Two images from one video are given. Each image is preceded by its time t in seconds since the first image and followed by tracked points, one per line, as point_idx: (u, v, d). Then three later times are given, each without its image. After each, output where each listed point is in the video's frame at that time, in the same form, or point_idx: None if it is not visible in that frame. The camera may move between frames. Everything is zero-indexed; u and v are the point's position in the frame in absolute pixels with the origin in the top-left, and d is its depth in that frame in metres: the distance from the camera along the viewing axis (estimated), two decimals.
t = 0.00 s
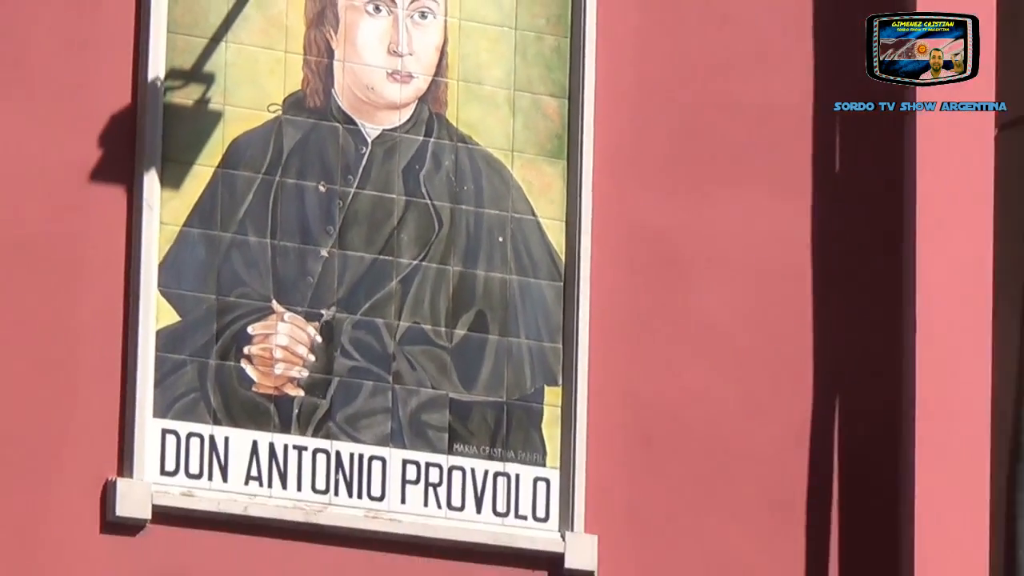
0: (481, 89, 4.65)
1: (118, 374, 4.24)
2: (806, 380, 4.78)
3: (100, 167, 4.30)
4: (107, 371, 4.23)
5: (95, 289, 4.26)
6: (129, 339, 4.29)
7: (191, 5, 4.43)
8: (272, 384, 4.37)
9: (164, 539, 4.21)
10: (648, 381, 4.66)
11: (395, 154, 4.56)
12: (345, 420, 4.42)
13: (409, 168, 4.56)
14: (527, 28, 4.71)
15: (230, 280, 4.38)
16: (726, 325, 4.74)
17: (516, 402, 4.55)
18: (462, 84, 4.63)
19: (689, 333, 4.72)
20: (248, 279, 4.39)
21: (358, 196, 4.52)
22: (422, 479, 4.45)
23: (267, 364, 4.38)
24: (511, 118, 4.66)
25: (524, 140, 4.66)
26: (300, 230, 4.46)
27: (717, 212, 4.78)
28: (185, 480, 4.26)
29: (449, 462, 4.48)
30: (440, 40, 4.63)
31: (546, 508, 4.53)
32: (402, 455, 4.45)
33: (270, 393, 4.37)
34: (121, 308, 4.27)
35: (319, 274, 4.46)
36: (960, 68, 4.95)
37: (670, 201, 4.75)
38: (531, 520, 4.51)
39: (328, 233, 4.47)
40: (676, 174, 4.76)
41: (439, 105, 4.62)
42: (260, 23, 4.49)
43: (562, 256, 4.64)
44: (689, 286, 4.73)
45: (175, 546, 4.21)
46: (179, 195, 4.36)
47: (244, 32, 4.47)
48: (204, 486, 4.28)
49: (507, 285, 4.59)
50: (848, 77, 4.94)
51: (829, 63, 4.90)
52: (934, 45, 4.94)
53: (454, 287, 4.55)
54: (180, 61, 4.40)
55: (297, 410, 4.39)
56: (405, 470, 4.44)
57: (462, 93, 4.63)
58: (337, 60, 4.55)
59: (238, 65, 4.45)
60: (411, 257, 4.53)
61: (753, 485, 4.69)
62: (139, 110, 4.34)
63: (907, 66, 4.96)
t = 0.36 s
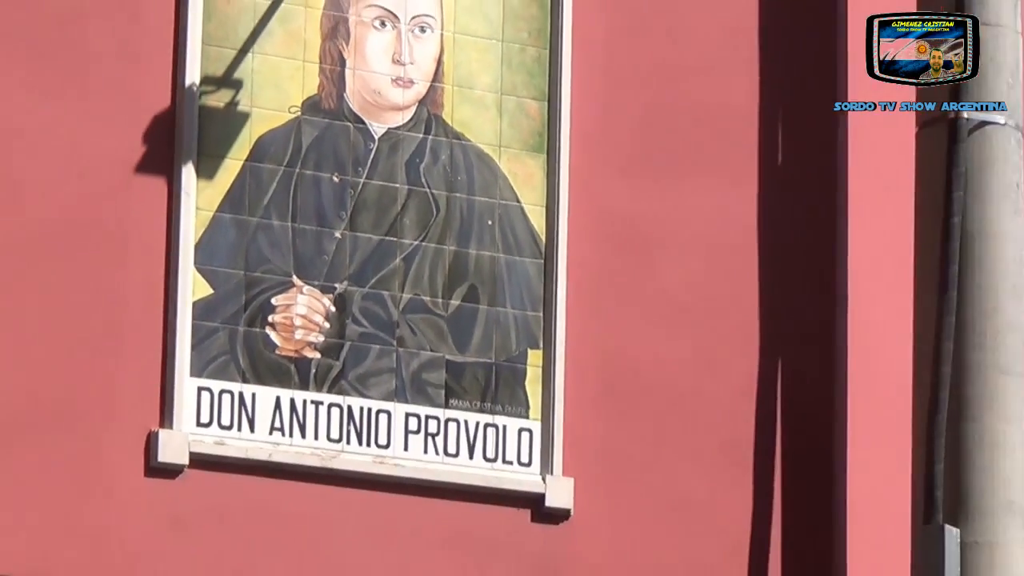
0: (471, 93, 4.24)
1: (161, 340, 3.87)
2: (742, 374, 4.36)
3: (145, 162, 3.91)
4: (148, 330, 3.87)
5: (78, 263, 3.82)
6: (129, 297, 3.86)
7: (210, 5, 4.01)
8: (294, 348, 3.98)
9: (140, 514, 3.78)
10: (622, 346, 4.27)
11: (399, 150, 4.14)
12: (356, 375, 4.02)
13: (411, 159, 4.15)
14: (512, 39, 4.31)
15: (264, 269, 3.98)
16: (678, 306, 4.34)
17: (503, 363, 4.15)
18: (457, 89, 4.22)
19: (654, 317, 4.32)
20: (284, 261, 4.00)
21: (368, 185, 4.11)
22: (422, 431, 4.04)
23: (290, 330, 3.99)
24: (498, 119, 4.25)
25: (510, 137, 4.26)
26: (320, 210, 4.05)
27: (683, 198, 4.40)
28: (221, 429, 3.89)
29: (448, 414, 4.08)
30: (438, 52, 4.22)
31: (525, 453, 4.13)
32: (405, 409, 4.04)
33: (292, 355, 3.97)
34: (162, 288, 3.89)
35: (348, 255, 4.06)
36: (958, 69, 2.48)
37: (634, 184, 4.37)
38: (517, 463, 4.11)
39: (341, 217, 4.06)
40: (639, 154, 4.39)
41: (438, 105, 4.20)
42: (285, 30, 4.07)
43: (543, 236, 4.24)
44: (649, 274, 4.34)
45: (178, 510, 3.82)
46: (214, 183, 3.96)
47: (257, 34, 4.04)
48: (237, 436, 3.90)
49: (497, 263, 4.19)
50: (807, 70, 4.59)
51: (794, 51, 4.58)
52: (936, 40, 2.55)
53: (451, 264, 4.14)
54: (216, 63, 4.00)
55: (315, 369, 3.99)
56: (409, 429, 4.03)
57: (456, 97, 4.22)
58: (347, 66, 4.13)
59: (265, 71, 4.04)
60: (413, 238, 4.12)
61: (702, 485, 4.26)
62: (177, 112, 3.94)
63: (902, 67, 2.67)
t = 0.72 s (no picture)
0: (469, 108, 4.84)
1: (200, 322, 4.48)
2: (704, 354, 4.97)
3: (186, 168, 4.53)
4: (190, 312, 4.48)
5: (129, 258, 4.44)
6: (175, 283, 4.48)
7: (243, 33, 4.61)
8: (315, 329, 4.58)
9: (184, 471, 4.41)
10: (599, 328, 4.88)
11: (406, 157, 4.74)
12: (369, 352, 4.62)
13: (416, 166, 4.75)
14: (504, 61, 4.90)
15: (289, 262, 4.58)
16: (648, 294, 4.95)
17: (497, 343, 4.75)
18: (456, 105, 4.82)
19: (627, 303, 4.93)
20: (307, 255, 4.60)
21: (379, 188, 4.71)
22: (427, 401, 4.64)
23: (312, 314, 4.58)
24: (492, 130, 4.85)
25: (503, 147, 4.86)
26: (338, 211, 4.65)
27: (652, 199, 5.01)
28: (253, 400, 4.49)
29: (449, 386, 4.67)
30: (440, 73, 4.82)
31: (515, 421, 4.73)
32: (412, 382, 4.64)
33: (313, 335, 4.58)
34: (201, 278, 4.50)
35: (363, 251, 4.66)
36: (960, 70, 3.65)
37: (610, 188, 4.98)
38: (508, 429, 4.71)
39: (356, 216, 4.66)
40: (614, 161, 4.99)
41: (441, 119, 4.80)
42: (308, 54, 4.67)
43: (531, 232, 4.85)
44: (623, 267, 4.94)
45: (215, 470, 4.43)
46: (246, 187, 4.57)
47: (284, 58, 4.64)
48: (267, 405, 4.50)
49: (491, 255, 4.79)
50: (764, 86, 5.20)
51: (751, 70, 5.19)
52: (934, 42, 3.53)
53: (451, 256, 4.74)
54: (248, 82, 4.60)
55: (333, 347, 4.59)
56: (416, 398, 4.63)
57: (455, 112, 4.82)
58: (362, 86, 4.73)
59: (290, 90, 4.64)
60: (419, 235, 4.72)
61: (668, 450, 4.87)
62: (214, 126, 4.55)
63: (909, 66, 3.54)
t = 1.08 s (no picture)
0: (469, 113, 5.46)
1: (234, 300, 5.10)
2: (679, 331, 5.60)
3: (221, 166, 5.15)
4: (224, 292, 5.10)
5: (171, 246, 5.07)
6: (211, 267, 5.10)
7: (271, 47, 5.23)
8: (335, 307, 5.19)
9: (220, 432, 5.03)
10: (584, 307, 5.50)
11: (414, 157, 5.36)
12: (382, 327, 5.24)
13: (424, 164, 5.37)
14: (500, 72, 5.52)
15: (311, 249, 5.20)
16: (628, 278, 5.58)
17: (494, 320, 5.36)
18: (458, 111, 5.44)
19: (609, 286, 5.55)
20: (327, 243, 5.22)
21: (390, 184, 5.33)
22: (432, 370, 5.26)
23: (331, 294, 5.20)
24: (490, 133, 5.47)
25: (500, 147, 5.48)
26: (354, 204, 5.27)
27: (631, 194, 5.64)
28: (280, 369, 5.11)
29: (452, 357, 5.29)
30: (444, 82, 5.44)
31: (511, 389, 5.35)
32: (420, 354, 5.26)
33: (333, 313, 5.19)
34: (234, 262, 5.12)
35: (376, 239, 5.28)
36: (960, 68, 4.58)
37: (594, 183, 5.60)
38: (504, 395, 5.33)
39: (370, 209, 5.28)
40: (598, 159, 5.62)
41: (445, 123, 5.42)
42: (329, 66, 5.28)
43: (524, 222, 5.47)
44: (605, 253, 5.57)
45: (247, 430, 5.05)
46: (274, 182, 5.18)
47: (307, 69, 5.26)
48: (292, 374, 5.12)
49: (490, 243, 5.40)
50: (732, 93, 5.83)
51: (720, 78, 5.82)
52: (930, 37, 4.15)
53: (454, 243, 5.36)
54: (275, 91, 5.22)
55: (350, 324, 5.20)
56: (423, 367, 5.25)
57: (457, 117, 5.44)
58: (375, 93, 5.35)
59: (312, 97, 5.25)
60: (425, 225, 5.34)
61: (646, 416, 5.49)
62: (246, 128, 5.17)
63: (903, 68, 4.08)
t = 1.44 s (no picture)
0: (470, 116, 6.17)
1: (263, 281, 5.81)
2: (654, 308, 6.33)
3: (252, 163, 5.85)
4: (255, 272, 5.80)
5: (207, 232, 5.77)
6: (242, 251, 5.80)
7: (296, 58, 5.93)
8: (351, 287, 5.90)
9: (251, 395, 5.72)
10: (571, 287, 6.22)
11: (421, 154, 6.07)
12: (393, 304, 5.95)
13: (430, 161, 6.07)
14: (498, 79, 6.22)
15: (332, 236, 5.91)
16: (609, 260, 6.30)
17: (492, 297, 6.07)
18: (461, 114, 6.15)
19: (593, 268, 6.27)
20: (345, 230, 5.93)
21: (400, 178, 6.03)
22: (438, 342, 5.98)
23: (348, 275, 5.91)
24: (489, 133, 6.18)
25: (497, 146, 6.18)
26: (369, 195, 5.98)
27: (612, 187, 6.37)
28: (303, 341, 5.81)
29: (455, 330, 6.00)
30: (448, 88, 6.14)
31: (506, 359, 6.06)
32: (426, 327, 5.97)
33: (350, 292, 5.90)
34: (263, 246, 5.83)
35: (389, 226, 5.99)
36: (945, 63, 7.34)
37: (580, 178, 6.32)
38: (500, 364, 6.04)
39: (383, 200, 5.99)
40: (583, 156, 6.34)
41: (449, 124, 6.13)
42: (346, 74, 5.99)
43: (519, 211, 6.17)
44: (589, 240, 6.28)
45: (274, 394, 5.75)
46: (298, 177, 5.88)
47: (327, 77, 5.96)
48: (314, 345, 5.82)
49: (489, 230, 6.11)
50: (701, 98, 6.57)
51: (690, 84, 6.57)
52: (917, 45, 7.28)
53: (456, 230, 6.07)
54: (299, 96, 5.92)
55: (365, 301, 5.91)
56: (430, 339, 5.96)
57: (460, 119, 6.15)
58: (387, 98, 6.05)
59: (332, 102, 5.96)
60: (431, 214, 6.05)
61: (625, 384, 6.22)
62: (273, 129, 5.87)
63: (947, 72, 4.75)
